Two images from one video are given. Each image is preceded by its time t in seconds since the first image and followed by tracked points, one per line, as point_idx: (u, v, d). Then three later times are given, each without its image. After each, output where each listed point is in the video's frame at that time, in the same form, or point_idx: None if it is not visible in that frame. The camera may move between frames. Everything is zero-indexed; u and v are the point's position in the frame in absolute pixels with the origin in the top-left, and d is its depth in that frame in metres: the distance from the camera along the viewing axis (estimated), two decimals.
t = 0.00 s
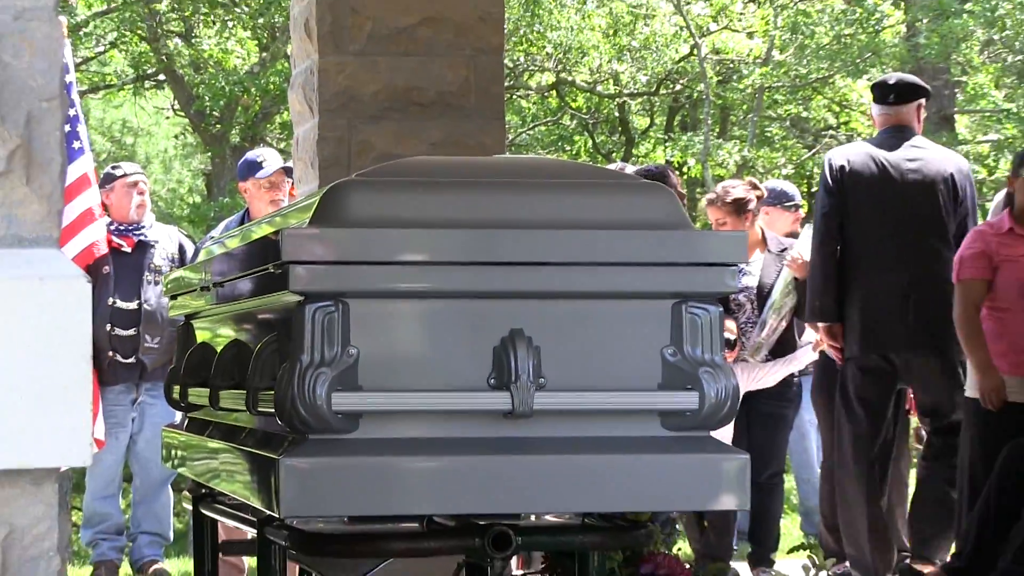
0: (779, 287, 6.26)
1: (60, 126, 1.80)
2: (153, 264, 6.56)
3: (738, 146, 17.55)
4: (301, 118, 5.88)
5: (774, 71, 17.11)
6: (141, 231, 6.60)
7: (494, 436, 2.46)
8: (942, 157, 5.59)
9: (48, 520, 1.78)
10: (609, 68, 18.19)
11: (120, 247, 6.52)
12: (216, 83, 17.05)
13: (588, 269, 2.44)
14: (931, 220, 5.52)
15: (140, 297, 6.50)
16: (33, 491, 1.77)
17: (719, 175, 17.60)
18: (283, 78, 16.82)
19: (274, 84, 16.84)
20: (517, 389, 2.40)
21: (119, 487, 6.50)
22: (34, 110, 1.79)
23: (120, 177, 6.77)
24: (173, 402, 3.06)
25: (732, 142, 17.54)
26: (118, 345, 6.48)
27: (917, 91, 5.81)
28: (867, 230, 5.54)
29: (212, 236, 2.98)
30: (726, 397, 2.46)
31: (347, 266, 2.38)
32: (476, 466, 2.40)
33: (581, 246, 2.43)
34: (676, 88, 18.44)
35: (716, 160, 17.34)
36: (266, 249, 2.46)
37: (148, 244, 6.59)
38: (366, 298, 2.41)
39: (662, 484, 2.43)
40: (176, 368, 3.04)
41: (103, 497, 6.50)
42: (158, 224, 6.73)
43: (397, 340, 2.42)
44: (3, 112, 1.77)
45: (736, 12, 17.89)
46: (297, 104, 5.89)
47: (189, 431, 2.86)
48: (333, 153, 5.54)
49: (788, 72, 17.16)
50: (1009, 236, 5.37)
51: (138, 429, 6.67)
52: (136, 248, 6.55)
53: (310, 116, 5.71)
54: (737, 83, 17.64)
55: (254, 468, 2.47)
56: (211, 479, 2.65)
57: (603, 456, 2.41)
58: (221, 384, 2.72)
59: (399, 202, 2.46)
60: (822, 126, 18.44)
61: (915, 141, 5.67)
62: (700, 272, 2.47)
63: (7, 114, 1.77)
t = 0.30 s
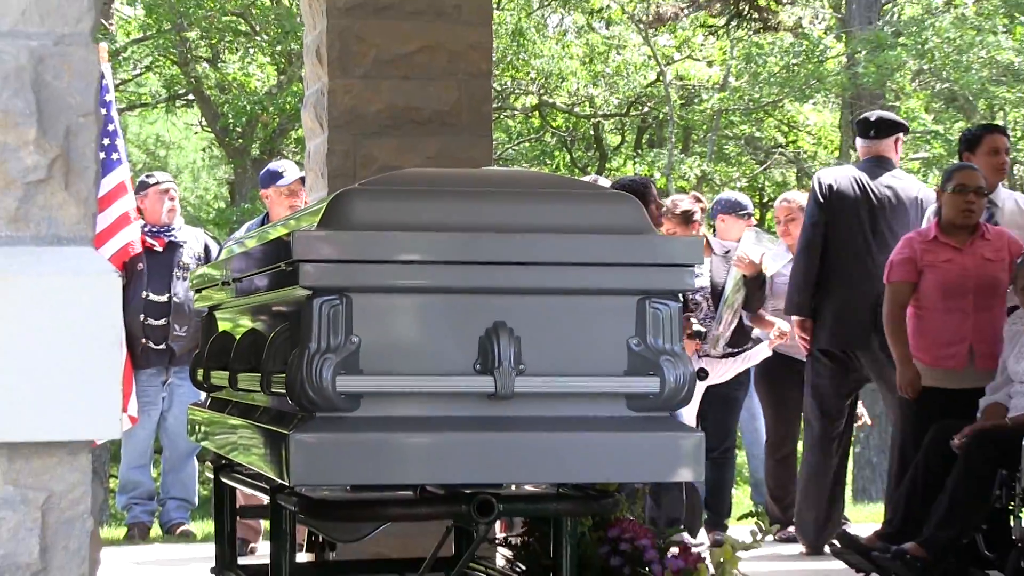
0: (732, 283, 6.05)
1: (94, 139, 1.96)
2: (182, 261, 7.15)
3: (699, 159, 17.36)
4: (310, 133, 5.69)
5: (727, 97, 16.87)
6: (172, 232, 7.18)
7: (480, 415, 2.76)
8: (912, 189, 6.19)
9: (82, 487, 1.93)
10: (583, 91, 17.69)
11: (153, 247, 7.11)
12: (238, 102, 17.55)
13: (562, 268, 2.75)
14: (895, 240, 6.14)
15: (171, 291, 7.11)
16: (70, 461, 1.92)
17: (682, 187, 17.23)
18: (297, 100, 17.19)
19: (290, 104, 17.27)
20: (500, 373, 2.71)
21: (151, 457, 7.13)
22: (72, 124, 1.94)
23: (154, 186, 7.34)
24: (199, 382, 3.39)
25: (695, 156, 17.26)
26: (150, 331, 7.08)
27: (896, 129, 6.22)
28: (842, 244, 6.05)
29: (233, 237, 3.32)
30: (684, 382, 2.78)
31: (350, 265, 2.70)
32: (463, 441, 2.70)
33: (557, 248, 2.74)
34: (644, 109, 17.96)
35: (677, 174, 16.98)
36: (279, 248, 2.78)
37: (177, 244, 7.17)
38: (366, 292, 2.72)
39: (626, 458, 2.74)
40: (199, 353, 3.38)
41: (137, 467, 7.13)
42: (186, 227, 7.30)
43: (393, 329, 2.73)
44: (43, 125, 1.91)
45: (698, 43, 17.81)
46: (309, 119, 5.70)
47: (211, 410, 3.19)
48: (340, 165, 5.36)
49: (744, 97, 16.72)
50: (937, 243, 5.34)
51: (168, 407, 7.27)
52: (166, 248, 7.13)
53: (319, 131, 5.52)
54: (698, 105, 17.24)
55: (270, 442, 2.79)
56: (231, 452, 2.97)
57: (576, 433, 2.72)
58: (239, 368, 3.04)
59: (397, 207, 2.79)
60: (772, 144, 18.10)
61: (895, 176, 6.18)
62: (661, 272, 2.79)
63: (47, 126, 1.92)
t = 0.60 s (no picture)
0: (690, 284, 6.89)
1: (126, 151, 2.13)
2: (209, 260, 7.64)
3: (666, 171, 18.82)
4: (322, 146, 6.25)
5: (692, 114, 18.12)
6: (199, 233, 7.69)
7: (470, 397, 3.07)
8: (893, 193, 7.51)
9: (113, 459, 2.09)
10: (564, 110, 18.36)
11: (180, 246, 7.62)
12: (260, 118, 18.12)
13: (544, 265, 3.08)
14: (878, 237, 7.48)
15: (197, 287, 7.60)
16: (104, 436, 2.08)
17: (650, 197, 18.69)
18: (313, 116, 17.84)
19: (306, 120, 17.86)
20: (488, 359, 3.01)
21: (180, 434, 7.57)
22: (106, 138, 2.12)
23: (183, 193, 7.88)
24: (223, 366, 3.73)
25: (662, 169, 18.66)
26: (180, 322, 7.52)
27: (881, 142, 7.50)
28: (840, 235, 7.43)
29: (253, 238, 3.68)
30: (651, 367, 3.12)
31: (354, 262, 3.02)
32: (455, 420, 3.01)
33: (538, 247, 3.08)
34: (618, 124, 18.98)
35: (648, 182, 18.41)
36: (292, 248, 3.11)
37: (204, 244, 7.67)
38: (369, 287, 3.04)
39: (600, 434, 3.05)
40: (223, 341, 3.74)
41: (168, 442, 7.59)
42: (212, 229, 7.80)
43: (393, 320, 3.04)
44: (81, 138, 2.08)
45: (666, 67, 18.86)
46: (320, 133, 6.24)
47: (233, 392, 3.54)
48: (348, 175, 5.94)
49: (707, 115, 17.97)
50: (883, 243, 6.29)
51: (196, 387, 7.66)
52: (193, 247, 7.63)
53: (327, 144, 6.09)
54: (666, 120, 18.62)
55: (283, 419, 3.10)
56: (250, 429, 3.30)
57: (555, 413, 3.04)
58: (257, 353, 3.38)
59: (397, 212, 3.13)
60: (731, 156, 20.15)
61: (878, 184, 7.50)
62: (631, 270, 3.12)
63: (85, 140, 2.08)
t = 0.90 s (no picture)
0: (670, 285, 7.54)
1: (154, 167, 2.19)
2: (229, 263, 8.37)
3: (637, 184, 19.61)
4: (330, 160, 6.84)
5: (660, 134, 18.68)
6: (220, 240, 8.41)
7: (461, 386, 3.41)
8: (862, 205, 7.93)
9: (141, 443, 2.16)
10: (546, 130, 19.49)
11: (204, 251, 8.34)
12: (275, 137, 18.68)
13: (526, 268, 3.43)
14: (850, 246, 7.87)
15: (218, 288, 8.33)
16: (132, 422, 2.15)
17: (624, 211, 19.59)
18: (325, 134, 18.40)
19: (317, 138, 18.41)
20: (477, 352, 3.35)
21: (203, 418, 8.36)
22: (134, 155, 2.17)
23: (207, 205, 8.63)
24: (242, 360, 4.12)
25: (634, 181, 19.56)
26: (204, 319, 8.26)
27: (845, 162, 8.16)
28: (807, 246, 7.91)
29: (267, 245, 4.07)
30: (622, 359, 3.47)
31: (357, 266, 3.36)
32: (448, 406, 3.35)
33: (522, 252, 3.43)
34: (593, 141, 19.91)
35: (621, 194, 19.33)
36: (302, 253, 3.46)
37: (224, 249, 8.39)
38: (370, 288, 3.37)
39: (576, 418, 3.42)
40: (240, 337, 4.13)
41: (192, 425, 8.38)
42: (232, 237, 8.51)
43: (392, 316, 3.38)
44: (111, 155, 2.14)
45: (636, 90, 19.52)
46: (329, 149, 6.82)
47: (249, 381, 3.92)
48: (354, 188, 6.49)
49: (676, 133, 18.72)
50: (831, 247, 6.89)
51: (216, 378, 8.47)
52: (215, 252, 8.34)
53: (335, 160, 6.66)
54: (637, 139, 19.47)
55: (295, 407, 3.43)
56: (264, 415, 3.66)
57: (536, 400, 3.38)
58: (270, 347, 3.76)
59: (395, 221, 3.49)
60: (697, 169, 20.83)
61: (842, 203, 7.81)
62: (603, 272, 3.48)
63: (114, 156, 2.15)
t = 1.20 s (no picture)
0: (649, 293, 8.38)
1: (170, 184, 2.32)
2: (242, 268, 9.25)
3: (607, 198, 20.32)
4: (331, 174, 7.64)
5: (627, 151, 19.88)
6: (234, 247, 9.30)
7: (449, 377, 3.80)
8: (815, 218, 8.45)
9: (160, 429, 2.28)
10: (525, 148, 20.44)
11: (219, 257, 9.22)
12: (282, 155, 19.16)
13: (507, 273, 3.84)
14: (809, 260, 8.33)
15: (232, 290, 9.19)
16: (150, 411, 2.27)
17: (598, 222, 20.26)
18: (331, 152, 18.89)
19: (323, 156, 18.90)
20: (462, 347, 3.75)
21: (218, 406, 9.21)
22: (153, 172, 2.30)
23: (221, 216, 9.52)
24: (253, 354, 4.53)
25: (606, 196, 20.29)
26: (219, 318, 9.18)
27: (808, 183, 8.82)
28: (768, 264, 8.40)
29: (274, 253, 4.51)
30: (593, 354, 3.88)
31: (358, 270, 3.76)
32: (436, 395, 3.74)
33: (503, 258, 3.84)
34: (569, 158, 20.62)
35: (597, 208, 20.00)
36: (307, 259, 3.86)
37: (237, 256, 9.27)
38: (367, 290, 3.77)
39: (551, 406, 3.82)
40: (250, 334, 4.55)
41: (209, 412, 9.22)
42: (244, 244, 9.39)
43: (387, 316, 3.78)
44: (133, 171, 2.26)
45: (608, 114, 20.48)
46: (332, 163, 7.62)
47: (258, 374, 4.33)
48: (352, 198, 7.32)
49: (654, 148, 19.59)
50: (779, 253, 7.85)
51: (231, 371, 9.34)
52: (229, 258, 9.22)
53: (336, 175, 7.45)
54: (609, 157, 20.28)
55: (301, 396, 3.83)
56: (274, 405, 4.06)
57: (515, 390, 3.78)
58: (279, 343, 4.19)
59: (390, 231, 3.90)
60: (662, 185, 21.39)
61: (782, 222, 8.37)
62: (574, 275, 3.90)
63: (135, 172, 2.27)
